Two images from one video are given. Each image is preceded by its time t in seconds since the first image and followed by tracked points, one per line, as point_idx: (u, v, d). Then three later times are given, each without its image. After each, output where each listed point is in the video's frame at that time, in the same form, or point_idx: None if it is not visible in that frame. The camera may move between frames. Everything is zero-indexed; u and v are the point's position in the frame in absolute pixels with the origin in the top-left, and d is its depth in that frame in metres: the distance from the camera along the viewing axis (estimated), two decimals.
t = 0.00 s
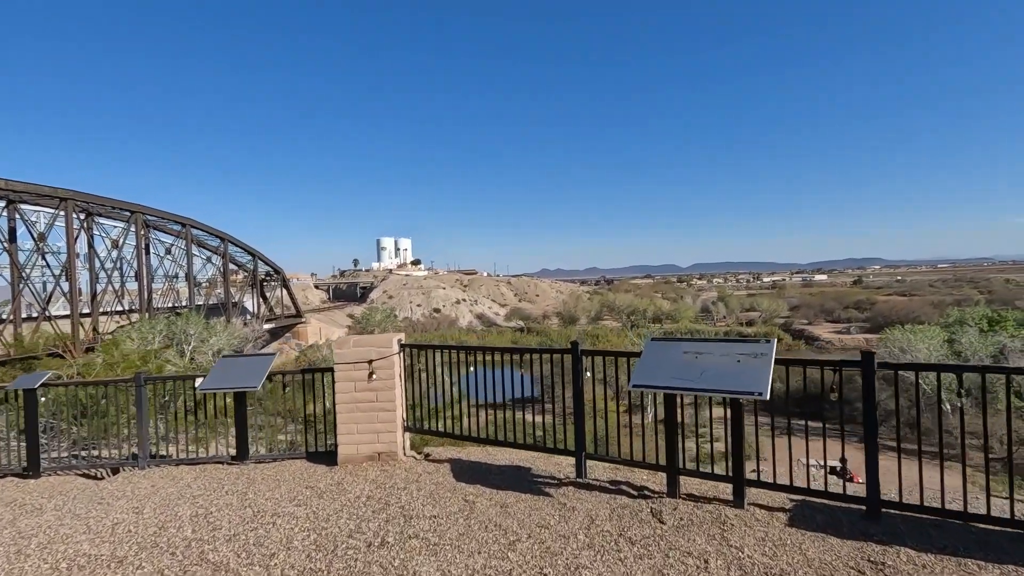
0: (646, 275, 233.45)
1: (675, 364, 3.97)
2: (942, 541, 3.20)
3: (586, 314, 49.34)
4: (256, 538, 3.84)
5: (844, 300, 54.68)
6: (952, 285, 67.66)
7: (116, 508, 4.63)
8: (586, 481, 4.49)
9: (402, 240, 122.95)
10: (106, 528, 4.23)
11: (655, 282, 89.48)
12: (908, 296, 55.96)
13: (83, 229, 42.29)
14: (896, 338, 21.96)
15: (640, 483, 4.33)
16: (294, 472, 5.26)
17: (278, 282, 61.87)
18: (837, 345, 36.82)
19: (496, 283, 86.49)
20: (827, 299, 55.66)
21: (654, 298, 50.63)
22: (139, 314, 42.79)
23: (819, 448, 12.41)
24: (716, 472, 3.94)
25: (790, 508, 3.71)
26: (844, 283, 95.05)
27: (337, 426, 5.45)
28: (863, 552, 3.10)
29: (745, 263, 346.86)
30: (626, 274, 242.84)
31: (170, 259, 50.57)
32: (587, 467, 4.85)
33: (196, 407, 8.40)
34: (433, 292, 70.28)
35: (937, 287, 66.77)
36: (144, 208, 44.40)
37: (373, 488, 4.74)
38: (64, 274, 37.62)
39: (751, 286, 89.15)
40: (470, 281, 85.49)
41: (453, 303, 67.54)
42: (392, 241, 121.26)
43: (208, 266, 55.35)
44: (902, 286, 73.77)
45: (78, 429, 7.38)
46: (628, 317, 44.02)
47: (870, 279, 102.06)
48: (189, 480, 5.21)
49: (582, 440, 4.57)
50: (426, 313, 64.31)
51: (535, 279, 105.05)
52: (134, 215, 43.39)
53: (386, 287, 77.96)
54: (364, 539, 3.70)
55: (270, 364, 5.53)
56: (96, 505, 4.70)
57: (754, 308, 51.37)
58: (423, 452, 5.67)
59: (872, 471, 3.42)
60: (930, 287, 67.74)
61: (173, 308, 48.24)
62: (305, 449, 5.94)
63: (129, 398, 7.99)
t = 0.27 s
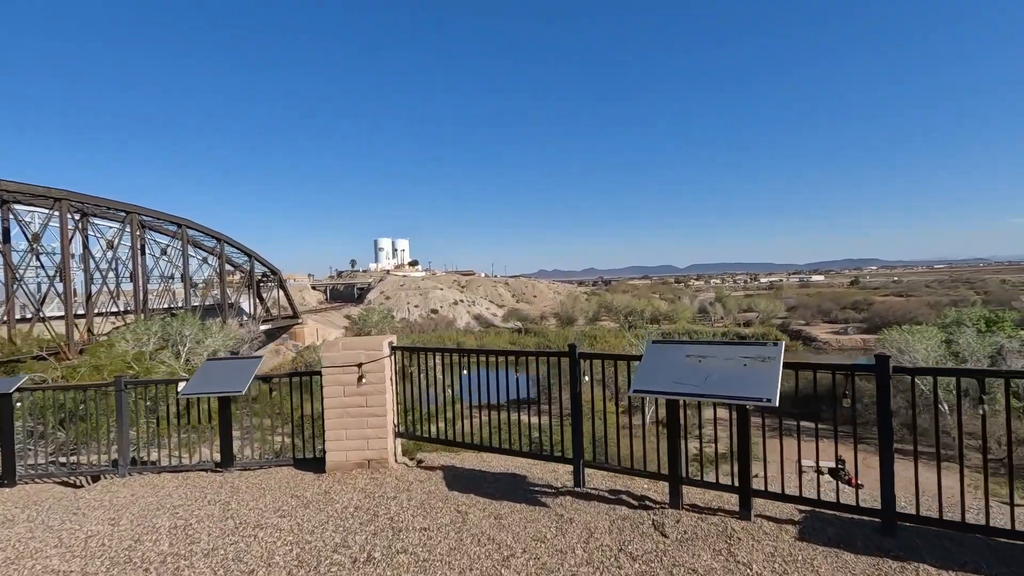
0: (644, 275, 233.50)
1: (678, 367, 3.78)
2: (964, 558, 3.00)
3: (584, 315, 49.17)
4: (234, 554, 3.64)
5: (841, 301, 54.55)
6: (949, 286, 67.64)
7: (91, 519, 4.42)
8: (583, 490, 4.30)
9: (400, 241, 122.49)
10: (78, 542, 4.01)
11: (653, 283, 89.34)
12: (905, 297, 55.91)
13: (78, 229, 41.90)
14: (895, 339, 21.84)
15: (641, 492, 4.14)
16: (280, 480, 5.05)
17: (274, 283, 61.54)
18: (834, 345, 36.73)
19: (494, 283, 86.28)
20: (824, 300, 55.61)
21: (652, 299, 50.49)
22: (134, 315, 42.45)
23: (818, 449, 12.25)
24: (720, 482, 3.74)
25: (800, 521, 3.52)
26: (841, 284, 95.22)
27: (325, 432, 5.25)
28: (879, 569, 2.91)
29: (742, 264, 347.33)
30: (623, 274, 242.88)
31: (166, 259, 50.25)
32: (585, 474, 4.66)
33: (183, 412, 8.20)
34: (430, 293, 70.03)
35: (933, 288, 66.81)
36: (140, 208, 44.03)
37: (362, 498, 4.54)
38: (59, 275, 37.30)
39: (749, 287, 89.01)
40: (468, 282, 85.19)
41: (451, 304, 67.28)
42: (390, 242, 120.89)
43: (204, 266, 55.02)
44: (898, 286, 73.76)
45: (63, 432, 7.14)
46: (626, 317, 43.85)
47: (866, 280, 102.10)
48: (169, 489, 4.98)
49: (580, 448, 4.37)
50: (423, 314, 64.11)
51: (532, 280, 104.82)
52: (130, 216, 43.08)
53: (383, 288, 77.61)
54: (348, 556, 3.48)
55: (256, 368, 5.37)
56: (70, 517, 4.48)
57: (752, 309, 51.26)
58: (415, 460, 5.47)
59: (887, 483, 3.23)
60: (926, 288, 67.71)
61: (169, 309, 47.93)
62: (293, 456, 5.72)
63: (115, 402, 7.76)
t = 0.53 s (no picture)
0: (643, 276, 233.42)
1: (680, 372, 3.59)
2: None
3: (582, 315, 49.02)
4: (214, 569, 3.45)
5: (840, 302, 54.46)
6: (947, 287, 67.62)
7: (65, 530, 4.21)
8: (582, 501, 4.10)
9: (398, 241, 122.19)
10: (50, 556, 3.81)
11: (652, 283, 89.24)
12: (903, 297, 55.88)
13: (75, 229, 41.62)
14: (893, 340, 21.69)
15: (642, 503, 3.96)
16: (266, 489, 4.85)
17: (272, 283, 61.30)
18: (833, 346, 36.62)
19: (493, 284, 86.13)
20: (823, 301, 55.52)
21: (651, 299, 50.35)
22: (131, 315, 42.17)
23: (818, 451, 12.08)
24: (726, 494, 3.56)
25: (811, 535, 3.33)
26: (839, 285, 95.21)
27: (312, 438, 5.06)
28: None
29: (741, 265, 347.48)
30: (622, 275, 242.88)
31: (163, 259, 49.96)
32: (583, 483, 4.48)
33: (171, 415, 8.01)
34: (429, 294, 69.83)
35: (931, 289, 66.78)
36: (137, 207, 43.77)
37: (349, 508, 4.34)
38: (55, 274, 37.01)
39: (747, 287, 88.92)
40: (467, 282, 84.98)
41: (449, 304, 67.09)
42: (389, 242, 120.63)
43: (201, 266, 54.71)
44: (896, 287, 73.70)
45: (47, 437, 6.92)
46: (625, 318, 43.71)
47: (864, 281, 102.08)
48: (150, 498, 4.78)
49: (578, 456, 4.18)
50: (421, 314, 63.92)
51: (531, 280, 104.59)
52: (127, 215, 42.78)
53: (381, 288, 77.37)
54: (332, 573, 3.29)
55: (242, 370, 5.16)
56: (44, 528, 4.27)
57: (751, 310, 51.15)
58: (406, 466, 5.28)
59: (903, 496, 3.05)
60: (924, 289, 67.68)
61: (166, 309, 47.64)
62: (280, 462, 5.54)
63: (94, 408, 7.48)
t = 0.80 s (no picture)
0: (642, 276, 233.26)
1: (677, 378, 3.41)
2: None
3: (581, 316, 48.83)
4: None
5: (839, 302, 54.32)
6: (946, 288, 67.45)
7: (34, 542, 4.02)
8: (574, 512, 3.93)
9: (397, 241, 121.83)
10: (15, 570, 3.62)
11: (651, 283, 89.05)
12: (903, 298, 55.75)
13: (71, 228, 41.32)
14: (893, 341, 21.51)
15: (637, 515, 3.78)
16: (246, 498, 4.67)
17: (270, 283, 61.03)
18: (833, 347, 36.46)
19: (492, 284, 85.96)
20: (822, 301, 55.37)
21: (650, 300, 50.17)
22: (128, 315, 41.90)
23: (817, 452, 11.91)
24: (725, 507, 3.39)
25: (814, 551, 3.16)
26: (839, 286, 94.94)
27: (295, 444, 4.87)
28: None
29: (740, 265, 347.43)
30: (621, 275, 242.72)
31: (161, 259, 49.69)
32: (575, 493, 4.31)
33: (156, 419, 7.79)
34: (428, 294, 69.62)
35: (931, 290, 66.66)
36: (134, 207, 43.49)
37: (331, 518, 4.15)
38: (51, 274, 36.73)
39: (746, 288, 88.73)
40: (466, 282, 84.75)
41: (448, 304, 66.88)
42: (388, 242, 120.35)
43: (199, 266, 54.43)
44: (896, 288, 73.54)
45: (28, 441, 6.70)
46: (624, 318, 43.53)
47: (863, 281, 101.99)
48: (126, 507, 4.58)
49: (569, 465, 4.01)
50: (420, 314, 63.70)
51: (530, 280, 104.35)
52: (124, 214, 42.49)
53: (380, 288, 77.14)
54: None
55: (223, 374, 5.02)
56: (13, 539, 4.08)
57: (750, 310, 51.00)
58: (395, 473, 5.13)
59: (912, 512, 2.88)
60: (924, 290, 67.60)
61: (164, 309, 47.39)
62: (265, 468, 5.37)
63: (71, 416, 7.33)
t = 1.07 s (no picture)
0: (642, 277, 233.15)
1: (666, 381, 3.24)
2: None
3: (580, 316, 48.70)
4: None
5: (838, 303, 54.23)
6: (945, 289, 67.29)
7: None
8: (559, 520, 3.76)
9: (397, 241, 121.62)
10: None
11: (650, 284, 88.91)
12: (902, 299, 55.67)
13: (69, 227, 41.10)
14: (892, 342, 21.38)
15: (624, 524, 3.62)
16: (221, 504, 4.49)
17: (268, 283, 60.82)
18: (832, 348, 36.33)
19: (491, 284, 85.86)
20: (821, 302, 55.25)
21: (650, 300, 50.06)
22: (125, 315, 41.68)
23: (815, 454, 11.77)
24: (716, 516, 3.22)
25: (810, 563, 3.00)
26: (836, 286, 94.47)
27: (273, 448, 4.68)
28: None
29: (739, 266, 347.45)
30: (621, 276, 242.66)
31: (158, 258, 49.47)
32: (562, 500, 4.14)
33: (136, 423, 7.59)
34: (427, 294, 69.48)
35: (930, 291, 66.55)
36: (131, 206, 43.29)
37: (306, 526, 3.97)
38: (48, 273, 36.49)
39: (746, 288, 88.61)
40: (465, 282, 84.59)
41: (447, 304, 66.73)
42: (387, 242, 120.20)
43: (197, 266, 54.19)
44: (895, 289, 73.46)
45: None
46: (623, 319, 43.41)
47: (862, 282, 101.93)
48: (95, 513, 4.41)
49: (555, 472, 3.84)
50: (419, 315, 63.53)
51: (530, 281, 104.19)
52: (121, 213, 42.28)
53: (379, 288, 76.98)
54: None
55: (201, 374, 4.82)
56: None
57: (749, 311, 50.90)
58: (379, 478, 4.97)
59: (914, 523, 2.72)
60: (922, 291, 67.53)
61: (161, 309, 47.15)
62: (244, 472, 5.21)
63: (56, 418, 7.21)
